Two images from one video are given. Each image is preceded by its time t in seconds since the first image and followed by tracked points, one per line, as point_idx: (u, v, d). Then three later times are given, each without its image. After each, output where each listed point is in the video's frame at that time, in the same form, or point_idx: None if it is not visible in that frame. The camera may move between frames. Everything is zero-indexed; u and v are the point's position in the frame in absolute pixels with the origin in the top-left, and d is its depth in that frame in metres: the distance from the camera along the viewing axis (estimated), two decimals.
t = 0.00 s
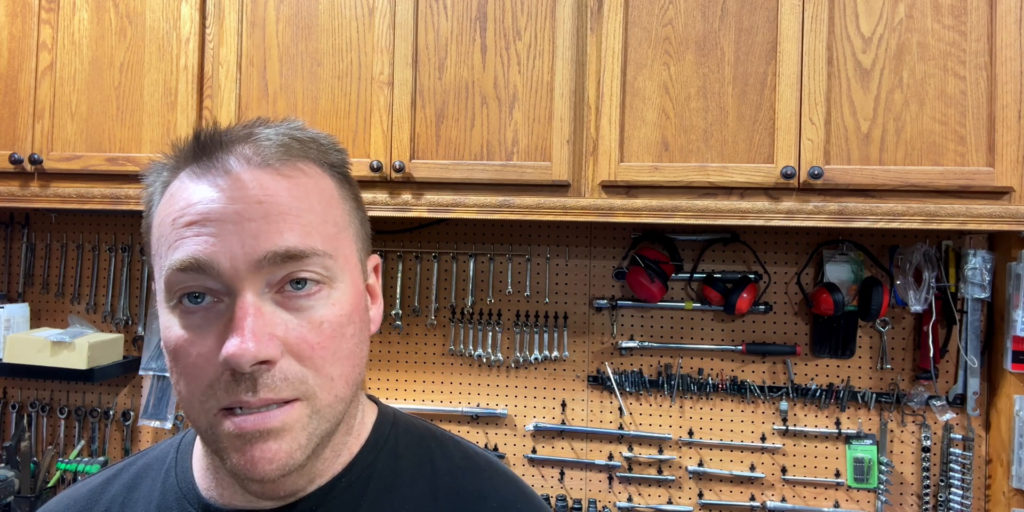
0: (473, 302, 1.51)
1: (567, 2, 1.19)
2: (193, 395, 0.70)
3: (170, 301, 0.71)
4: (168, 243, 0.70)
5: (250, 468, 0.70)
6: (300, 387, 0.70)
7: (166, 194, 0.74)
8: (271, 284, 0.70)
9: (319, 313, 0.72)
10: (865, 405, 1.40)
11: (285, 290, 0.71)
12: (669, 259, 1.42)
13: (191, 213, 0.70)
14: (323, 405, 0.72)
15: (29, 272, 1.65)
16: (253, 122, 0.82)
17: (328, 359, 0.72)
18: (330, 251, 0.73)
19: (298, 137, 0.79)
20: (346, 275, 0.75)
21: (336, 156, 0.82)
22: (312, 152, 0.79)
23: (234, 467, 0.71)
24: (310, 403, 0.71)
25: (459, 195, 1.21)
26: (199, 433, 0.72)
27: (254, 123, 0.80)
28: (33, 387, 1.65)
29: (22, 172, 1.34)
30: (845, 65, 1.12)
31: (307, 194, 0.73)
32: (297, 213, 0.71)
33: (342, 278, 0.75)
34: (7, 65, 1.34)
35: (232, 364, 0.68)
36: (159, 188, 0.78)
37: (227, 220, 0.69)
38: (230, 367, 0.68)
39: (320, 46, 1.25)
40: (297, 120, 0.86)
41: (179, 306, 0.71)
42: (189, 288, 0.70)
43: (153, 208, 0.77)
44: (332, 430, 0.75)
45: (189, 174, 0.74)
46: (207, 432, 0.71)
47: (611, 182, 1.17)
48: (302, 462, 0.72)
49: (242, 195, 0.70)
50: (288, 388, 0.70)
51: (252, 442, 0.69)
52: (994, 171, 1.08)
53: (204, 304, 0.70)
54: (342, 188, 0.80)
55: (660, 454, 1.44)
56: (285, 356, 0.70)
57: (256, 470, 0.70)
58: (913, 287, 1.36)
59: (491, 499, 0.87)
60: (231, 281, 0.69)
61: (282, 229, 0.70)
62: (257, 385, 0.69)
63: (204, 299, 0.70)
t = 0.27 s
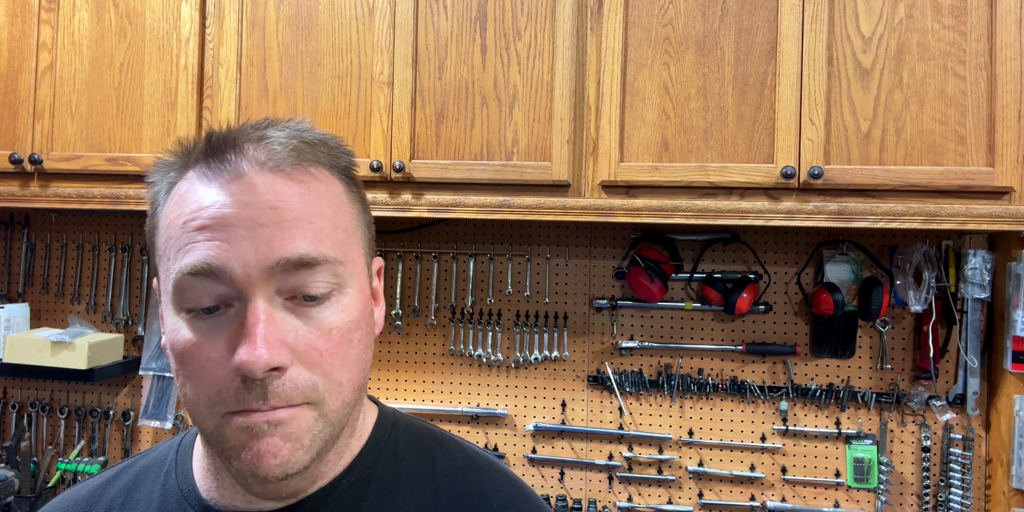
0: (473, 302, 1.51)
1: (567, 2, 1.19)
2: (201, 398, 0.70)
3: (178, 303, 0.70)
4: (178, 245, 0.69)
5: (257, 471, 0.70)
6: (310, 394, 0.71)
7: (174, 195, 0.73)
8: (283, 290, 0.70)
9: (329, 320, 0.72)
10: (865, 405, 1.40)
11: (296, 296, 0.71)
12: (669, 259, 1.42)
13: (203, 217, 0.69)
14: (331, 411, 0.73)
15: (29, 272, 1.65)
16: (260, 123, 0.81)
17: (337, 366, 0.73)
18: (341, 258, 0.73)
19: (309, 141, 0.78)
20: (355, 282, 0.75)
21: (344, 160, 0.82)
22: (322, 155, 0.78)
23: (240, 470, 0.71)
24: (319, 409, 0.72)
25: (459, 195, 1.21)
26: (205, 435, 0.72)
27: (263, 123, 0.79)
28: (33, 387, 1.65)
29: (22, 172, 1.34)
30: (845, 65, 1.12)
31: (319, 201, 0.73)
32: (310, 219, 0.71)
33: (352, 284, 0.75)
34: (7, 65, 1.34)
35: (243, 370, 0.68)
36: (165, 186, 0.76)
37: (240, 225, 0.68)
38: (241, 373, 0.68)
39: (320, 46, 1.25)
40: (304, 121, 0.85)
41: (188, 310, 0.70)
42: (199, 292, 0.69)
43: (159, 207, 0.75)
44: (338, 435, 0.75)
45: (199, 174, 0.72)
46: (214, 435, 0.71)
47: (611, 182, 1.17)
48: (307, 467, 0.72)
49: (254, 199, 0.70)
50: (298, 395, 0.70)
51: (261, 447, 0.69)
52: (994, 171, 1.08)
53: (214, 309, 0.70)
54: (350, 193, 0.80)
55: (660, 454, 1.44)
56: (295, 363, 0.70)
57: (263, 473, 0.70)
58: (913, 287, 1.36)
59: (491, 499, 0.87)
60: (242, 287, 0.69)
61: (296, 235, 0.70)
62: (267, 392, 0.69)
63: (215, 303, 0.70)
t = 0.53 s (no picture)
0: (473, 302, 1.51)
1: (567, 2, 1.19)
2: (219, 411, 0.69)
3: (205, 314, 0.67)
4: (211, 255, 0.67)
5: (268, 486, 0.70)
6: (329, 416, 0.71)
7: (207, 199, 0.70)
8: (315, 313, 0.69)
9: (354, 346, 0.72)
10: (865, 405, 1.40)
11: (326, 319, 0.70)
12: (669, 259, 1.42)
13: (242, 231, 0.67)
14: (344, 431, 0.74)
15: (29, 272, 1.65)
16: (298, 131, 0.78)
17: (355, 389, 0.73)
18: (373, 284, 0.73)
19: (349, 160, 0.77)
20: (379, 307, 0.75)
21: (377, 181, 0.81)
22: (359, 174, 0.77)
23: (249, 481, 0.71)
24: (335, 430, 0.72)
25: (459, 195, 1.21)
26: (215, 444, 0.71)
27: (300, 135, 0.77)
28: (33, 387, 1.65)
29: (22, 172, 1.34)
30: (845, 65, 1.12)
31: (358, 226, 0.72)
32: (350, 245, 0.70)
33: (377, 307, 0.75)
34: (7, 65, 1.34)
35: (269, 390, 0.67)
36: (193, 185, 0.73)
37: (280, 245, 0.67)
38: (266, 393, 0.67)
39: (320, 46, 1.25)
40: (339, 131, 0.83)
41: (215, 322, 0.68)
42: (231, 306, 0.67)
43: (187, 208, 0.72)
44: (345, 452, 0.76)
45: (239, 182, 0.69)
46: (226, 446, 0.70)
47: (611, 183, 1.17)
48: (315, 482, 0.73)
49: (296, 219, 0.68)
50: (319, 417, 0.70)
51: (275, 465, 0.69)
52: (994, 171, 1.08)
53: (244, 324, 0.68)
54: (381, 212, 0.80)
55: (660, 454, 1.44)
56: (319, 386, 0.70)
57: (273, 488, 0.71)
58: (913, 287, 1.36)
59: (489, 498, 0.87)
60: (277, 308, 0.67)
61: (334, 261, 0.69)
62: (290, 413, 0.68)
63: (244, 318, 0.68)
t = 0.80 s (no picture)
0: (473, 302, 1.51)
1: (567, 2, 1.19)
2: (201, 443, 0.68)
3: (183, 351, 0.65)
4: (185, 296, 0.63)
5: None
6: (310, 451, 0.69)
7: (182, 230, 0.65)
8: (294, 354, 0.66)
9: (336, 383, 0.69)
10: (865, 405, 1.40)
11: (306, 359, 0.67)
12: (669, 259, 1.42)
13: (216, 274, 0.62)
14: (327, 458, 0.72)
15: (29, 272, 1.65)
16: (283, 150, 0.71)
17: (338, 424, 0.71)
18: (357, 321, 0.68)
19: (335, 187, 0.71)
20: (365, 340, 0.71)
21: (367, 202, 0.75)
22: (345, 198, 0.71)
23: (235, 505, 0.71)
24: (317, 462, 0.71)
25: (459, 196, 1.21)
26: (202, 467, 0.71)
27: (283, 156, 0.70)
28: (33, 387, 1.65)
29: (22, 172, 1.34)
30: (845, 65, 1.12)
31: (340, 263, 0.67)
32: (330, 287, 0.65)
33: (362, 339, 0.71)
34: (7, 65, 1.34)
35: (247, 431, 0.66)
36: (171, 209, 0.68)
37: (254, 290, 0.62)
38: (245, 433, 0.66)
39: (320, 46, 1.25)
40: (325, 143, 0.76)
41: (193, 359, 0.65)
42: (208, 347, 0.64)
43: (164, 237, 0.67)
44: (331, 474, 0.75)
45: (213, 217, 0.64)
46: (212, 473, 0.70)
47: (611, 183, 1.17)
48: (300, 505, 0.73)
49: (272, 262, 0.63)
50: (299, 454, 0.69)
51: (257, 496, 0.69)
52: (994, 171, 1.08)
53: (221, 364, 0.65)
54: (370, 235, 0.74)
55: (660, 454, 1.44)
56: (299, 424, 0.68)
57: None
58: (914, 287, 1.36)
59: (484, 494, 0.89)
60: (253, 351, 0.64)
61: (312, 305, 0.64)
62: (270, 452, 0.67)
63: (222, 357, 0.65)
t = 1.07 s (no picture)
0: (473, 302, 1.51)
1: (567, 2, 1.19)
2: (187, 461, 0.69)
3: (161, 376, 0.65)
4: (154, 327, 0.62)
5: None
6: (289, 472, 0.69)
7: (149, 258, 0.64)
8: (264, 381, 0.64)
9: (311, 407, 0.67)
10: (865, 405, 1.40)
11: (277, 385, 0.65)
12: (669, 259, 1.42)
13: (179, 308, 0.61)
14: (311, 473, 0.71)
15: (29, 272, 1.65)
16: (249, 168, 0.67)
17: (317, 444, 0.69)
18: (330, 344, 0.66)
19: (302, 207, 0.67)
20: (342, 361, 0.68)
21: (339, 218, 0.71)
22: (316, 218, 0.68)
23: None
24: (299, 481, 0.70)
25: (459, 195, 1.21)
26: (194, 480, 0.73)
27: (247, 175, 0.66)
28: (33, 387, 1.65)
29: (22, 172, 1.34)
30: (845, 65, 1.12)
31: (306, 291, 0.64)
32: (294, 317, 0.62)
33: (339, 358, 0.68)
34: (7, 65, 1.34)
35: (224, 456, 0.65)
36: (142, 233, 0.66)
37: (216, 324, 0.61)
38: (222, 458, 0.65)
39: (320, 46, 1.25)
40: (298, 158, 0.72)
41: (170, 383, 0.65)
42: (181, 374, 0.63)
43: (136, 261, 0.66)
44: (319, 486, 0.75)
45: (174, 248, 0.62)
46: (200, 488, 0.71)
47: (611, 182, 1.17)
48: None
49: (232, 295, 0.61)
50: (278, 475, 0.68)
51: None
52: (994, 171, 1.08)
53: (196, 389, 0.65)
54: (344, 252, 0.71)
55: (660, 454, 1.44)
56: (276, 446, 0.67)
57: None
58: (914, 287, 1.36)
59: (482, 489, 0.90)
60: (223, 380, 0.63)
61: (276, 336, 0.62)
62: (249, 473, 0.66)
63: (195, 383, 0.64)
